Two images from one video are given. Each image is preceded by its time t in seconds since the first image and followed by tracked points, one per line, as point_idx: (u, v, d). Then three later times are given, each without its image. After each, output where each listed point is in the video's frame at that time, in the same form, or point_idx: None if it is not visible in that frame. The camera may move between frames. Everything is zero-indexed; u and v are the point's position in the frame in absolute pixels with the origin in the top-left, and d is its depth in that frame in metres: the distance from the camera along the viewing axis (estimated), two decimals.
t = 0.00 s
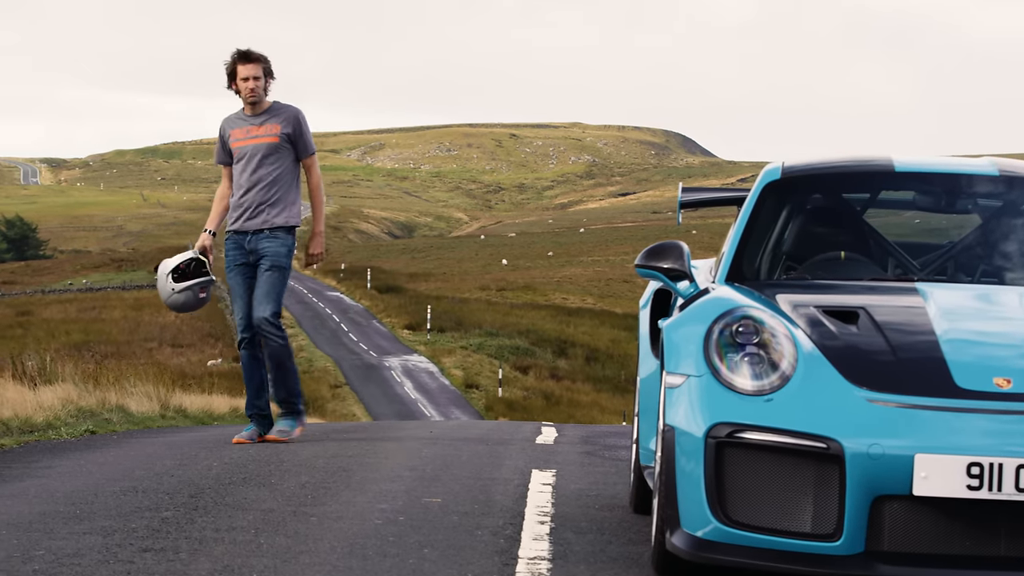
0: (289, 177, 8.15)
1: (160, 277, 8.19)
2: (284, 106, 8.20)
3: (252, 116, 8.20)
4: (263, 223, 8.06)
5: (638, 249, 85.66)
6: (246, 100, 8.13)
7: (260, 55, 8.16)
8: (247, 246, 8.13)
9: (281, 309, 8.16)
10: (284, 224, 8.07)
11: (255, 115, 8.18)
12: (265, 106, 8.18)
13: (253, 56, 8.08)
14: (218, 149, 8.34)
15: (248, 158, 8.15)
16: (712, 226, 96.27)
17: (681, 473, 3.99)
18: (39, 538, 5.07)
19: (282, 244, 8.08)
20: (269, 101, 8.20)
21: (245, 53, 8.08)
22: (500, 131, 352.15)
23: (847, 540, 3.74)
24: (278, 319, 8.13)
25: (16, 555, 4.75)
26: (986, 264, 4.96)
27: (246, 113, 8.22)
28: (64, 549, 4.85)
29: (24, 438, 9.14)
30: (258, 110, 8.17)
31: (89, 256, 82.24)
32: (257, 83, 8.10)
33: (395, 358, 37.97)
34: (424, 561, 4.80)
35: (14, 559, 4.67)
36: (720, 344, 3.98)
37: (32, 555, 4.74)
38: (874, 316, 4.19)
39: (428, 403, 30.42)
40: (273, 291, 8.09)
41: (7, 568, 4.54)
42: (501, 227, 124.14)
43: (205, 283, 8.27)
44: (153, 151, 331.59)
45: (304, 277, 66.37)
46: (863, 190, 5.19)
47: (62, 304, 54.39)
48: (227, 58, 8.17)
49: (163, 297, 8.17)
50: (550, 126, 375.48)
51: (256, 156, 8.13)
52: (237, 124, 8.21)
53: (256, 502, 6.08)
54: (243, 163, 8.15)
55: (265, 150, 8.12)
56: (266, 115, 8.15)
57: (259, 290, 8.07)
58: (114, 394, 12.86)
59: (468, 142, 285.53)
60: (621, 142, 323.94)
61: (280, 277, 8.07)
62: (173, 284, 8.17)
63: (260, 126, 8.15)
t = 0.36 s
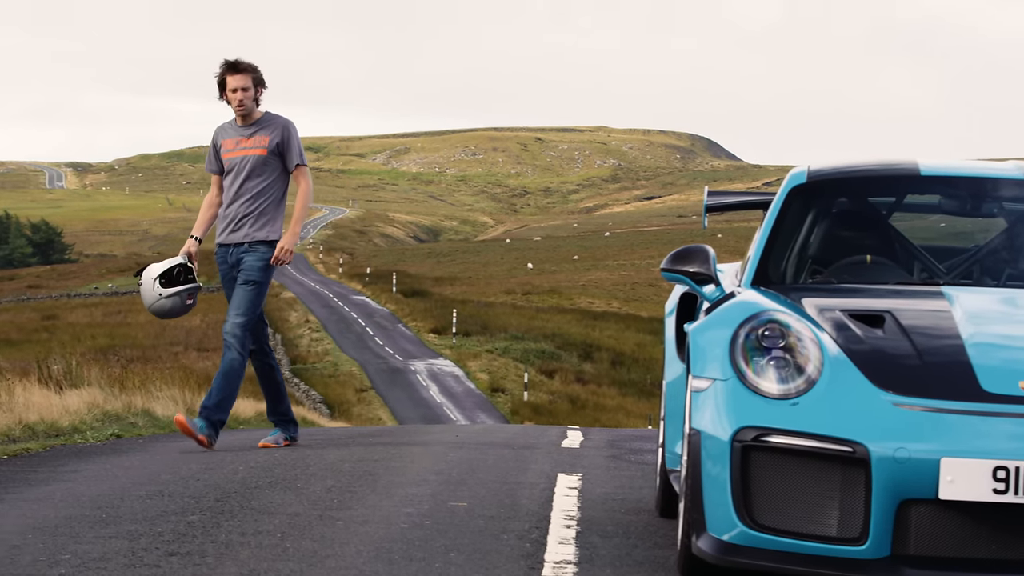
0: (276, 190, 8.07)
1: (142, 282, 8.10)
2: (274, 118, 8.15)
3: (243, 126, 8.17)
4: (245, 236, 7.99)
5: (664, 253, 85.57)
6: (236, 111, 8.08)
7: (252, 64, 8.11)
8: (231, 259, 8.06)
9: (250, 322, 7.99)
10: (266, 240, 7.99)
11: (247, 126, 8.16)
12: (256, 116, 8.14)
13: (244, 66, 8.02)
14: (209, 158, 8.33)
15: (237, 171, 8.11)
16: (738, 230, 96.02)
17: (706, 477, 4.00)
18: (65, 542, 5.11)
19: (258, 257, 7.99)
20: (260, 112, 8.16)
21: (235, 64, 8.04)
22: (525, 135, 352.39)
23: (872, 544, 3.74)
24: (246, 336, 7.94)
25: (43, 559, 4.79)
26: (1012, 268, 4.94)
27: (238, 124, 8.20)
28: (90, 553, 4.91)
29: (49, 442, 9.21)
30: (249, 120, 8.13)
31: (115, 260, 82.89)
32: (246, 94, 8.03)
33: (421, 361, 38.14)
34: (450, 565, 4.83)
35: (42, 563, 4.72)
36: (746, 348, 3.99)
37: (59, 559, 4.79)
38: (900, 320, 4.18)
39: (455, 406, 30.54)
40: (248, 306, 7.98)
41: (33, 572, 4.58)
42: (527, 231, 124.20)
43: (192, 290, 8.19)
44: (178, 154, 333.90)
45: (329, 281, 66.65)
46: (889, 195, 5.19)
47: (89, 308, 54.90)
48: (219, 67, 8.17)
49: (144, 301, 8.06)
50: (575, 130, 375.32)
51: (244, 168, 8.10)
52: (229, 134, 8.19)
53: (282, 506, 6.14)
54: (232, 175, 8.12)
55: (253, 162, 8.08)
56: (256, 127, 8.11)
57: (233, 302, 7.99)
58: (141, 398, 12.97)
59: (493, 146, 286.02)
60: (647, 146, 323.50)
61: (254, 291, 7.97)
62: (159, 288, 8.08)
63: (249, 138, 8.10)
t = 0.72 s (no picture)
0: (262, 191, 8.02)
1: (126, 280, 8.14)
2: (263, 116, 8.09)
3: (231, 125, 8.14)
4: (229, 236, 7.98)
5: (697, 256, 85.24)
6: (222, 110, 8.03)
7: (238, 61, 7.96)
8: (212, 258, 8.04)
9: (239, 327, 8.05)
10: (249, 241, 7.97)
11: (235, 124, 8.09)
12: (244, 114, 8.09)
13: (228, 64, 7.91)
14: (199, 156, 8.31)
15: (223, 169, 8.10)
16: (770, 233, 95.39)
17: (740, 479, 4.02)
18: (102, 545, 5.18)
19: (237, 257, 7.94)
20: (249, 110, 8.08)
21: (217, 65, 7.88)
22: (558, 139, 352.18)
23: (907, 547, 3.74)
24: (235, 341, 8.01)
25: (76, 562, 4.86)
26: None
27: (227, 121, 8.16)
28: (125, 556, 4.97)
29: (84, 446, 9.30)
30: (237, 119, 8.10)
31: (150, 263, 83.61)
32: (227, 97, 7.93)
33: (454, 364, 38.21)
34: (483, 569, 4.86)
35: (76, 567, 4.76)
36: (781, 351, 3.99)
37: (94, 563, 4.85)
38: (935, 323, 4.17)
39: (488, 409, 30.58)
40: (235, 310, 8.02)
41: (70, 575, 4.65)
42: (560, 234, 124.16)
43: (171, 289, 8.15)
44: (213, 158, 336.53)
45: (363, 284, 66.88)
46: (922, 197, 5.18)
47: (124, 311, 55.41)
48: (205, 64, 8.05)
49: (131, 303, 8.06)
50: (608, 134, 374.57)
51: (231, 166, 8.07)
52: (219, 131, 8.18)
53: (316, 508, 6.21)
54: (220, 174, 8.10)
55: (240, 162, 8.05)
56: (243, 127, 8.08)
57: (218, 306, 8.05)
58: (175, 401, 13.12)
59: (526, 149, 286.12)
60: (680, 148, 322.50)
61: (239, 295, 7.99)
62: (139, 287, 8.03)
63: (236, 136, 8.08)
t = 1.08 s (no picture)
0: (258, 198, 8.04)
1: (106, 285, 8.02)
2: (250, 119, 8.08)
3: (220, 128, 8.11)
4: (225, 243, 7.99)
5: (730, 258, 84.84)
6: (208, 116, 8.00)
7: (221, 64, 7.95)
8: (210, 264, 8.03)
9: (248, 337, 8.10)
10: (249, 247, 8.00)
11: (221, 129, 8.08)
12: (233, 118, 8.07)
13: (211, 68, 7.89)
14: (181, 159, 8.23)
15: (213, 174, 8.07)
16: (803, 235, 94.78)
17: (775, 481, 4.01)
18: (136, 547, 5.24)
19: (242, 268, 7.96)
20: (236, 113, 8.07)
21: (200, 70, 7.86)
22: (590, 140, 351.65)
23: (940, 550, 3.74)
24: (249, 348, 8.06)
25: (109, 564, 4.90)
26: None
27: (215, 126, 8.13)
28: (158, 558, 5.02)
29: (116, 448, 9.41)
30: (225, 123, 8.07)
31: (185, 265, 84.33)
32: (212, 102, 7.92)
33: (487, 366, 38.29)
34: (516, 571, 4.88)
35: (109, 569, 4.81)
36: (813, 352, 4.00)
37: (126, 565, 4.89)
38: (968, 325, 4.16)
39: (521, 411, 30.58)
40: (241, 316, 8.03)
41: None
42: (593, 236, 124.06)
43: (155, 295, 8.14)
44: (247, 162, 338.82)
45: (396, 286, 67.00)
46: (956, 199, 5.16)
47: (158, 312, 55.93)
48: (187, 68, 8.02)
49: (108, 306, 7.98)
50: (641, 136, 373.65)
51: (221, 173, 8.05)
52: (205, 136, 8.14)
53: (348, 510, 6.27)
54: (210, 180, 8.07)
55: (231, 166, 8.03)
56: (233, 132, 8.06)
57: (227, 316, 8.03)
58: (208, 403, 13.26)
59: (558, 151, 286.00)
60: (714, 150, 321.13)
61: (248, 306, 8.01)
62: (120, 295, 8.00)
63: (227, 142, 8.06)
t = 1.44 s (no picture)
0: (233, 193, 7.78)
1: (81, 296, 7.64)
2: (222, 113, 7.79)
3: (191, 126, 7.80)
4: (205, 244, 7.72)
5: (759, 259, 84.45)
6: (179, 114, 7.68)
7: (188, 61, 7.60)
8: (185, 262, 7.75)
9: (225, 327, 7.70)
10: (229, 245, 7.75)
11: (193, 126, 7.78)
12: (204, 115, 7.76)
13: (178, 67, 7.54)
14: (151, 159, 7.90)
15: (188, 173, 7.78)
16: (832, 235, 94.23)
17: (803, 482, 4.02)
18: (166, 547, 5.28)
19: (223, 263, 7.73)
20: (207, 110, 7.76)
21: (168, 70, 7.51)
22: (619, 140, 351.03)
23: (968, 550, 3.74)
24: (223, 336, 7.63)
25: (139, 565, 4.94)
26: None
27: (184, 124, 7.81)
28: (187, 559, 5.05)
29: (145, 449, 9.51)
30: (196, 121, 7.76)
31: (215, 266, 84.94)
32: (183, 101, 7.60)
33: (516, 368, 38.30)
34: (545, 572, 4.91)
35: (140, 570, 4.84)
36: (841, 353, 4.01)
37: (156, 565, 4.94)
38: (996, 326, 4.15)
39: (549, 413, 30.54)
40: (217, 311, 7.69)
41: None
42: (622, 237, 123.85)
43: (137, 305, 7.78)
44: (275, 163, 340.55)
45: (424, 287, 67.25)
46: (985, 200, 5.16)
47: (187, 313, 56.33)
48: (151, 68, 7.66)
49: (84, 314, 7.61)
50: (670, 138, 372.65)
51: (195, 170, 7.76)
52: (176, 135, 7.82)
53: (376, 511, 6.31)
54: (183, 179, 7.78)
55: (207, 164, 7.75)
56: (206, 128, 7.76)
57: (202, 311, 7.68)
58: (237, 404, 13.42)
59: (586, 152, 285.69)
60: (743, 151, 319.81)
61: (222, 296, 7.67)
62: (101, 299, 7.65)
63: (201, 139, 7.76)
